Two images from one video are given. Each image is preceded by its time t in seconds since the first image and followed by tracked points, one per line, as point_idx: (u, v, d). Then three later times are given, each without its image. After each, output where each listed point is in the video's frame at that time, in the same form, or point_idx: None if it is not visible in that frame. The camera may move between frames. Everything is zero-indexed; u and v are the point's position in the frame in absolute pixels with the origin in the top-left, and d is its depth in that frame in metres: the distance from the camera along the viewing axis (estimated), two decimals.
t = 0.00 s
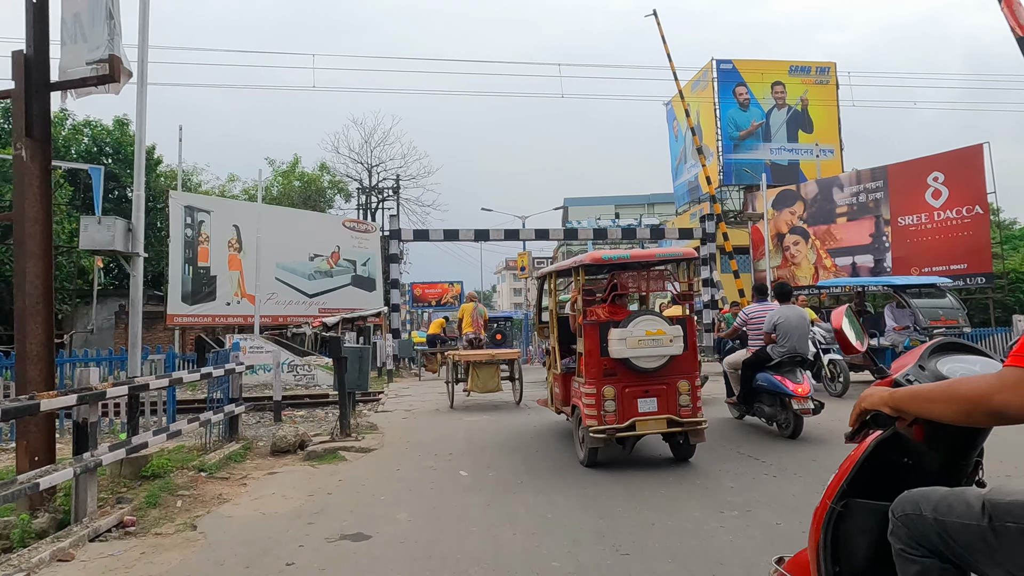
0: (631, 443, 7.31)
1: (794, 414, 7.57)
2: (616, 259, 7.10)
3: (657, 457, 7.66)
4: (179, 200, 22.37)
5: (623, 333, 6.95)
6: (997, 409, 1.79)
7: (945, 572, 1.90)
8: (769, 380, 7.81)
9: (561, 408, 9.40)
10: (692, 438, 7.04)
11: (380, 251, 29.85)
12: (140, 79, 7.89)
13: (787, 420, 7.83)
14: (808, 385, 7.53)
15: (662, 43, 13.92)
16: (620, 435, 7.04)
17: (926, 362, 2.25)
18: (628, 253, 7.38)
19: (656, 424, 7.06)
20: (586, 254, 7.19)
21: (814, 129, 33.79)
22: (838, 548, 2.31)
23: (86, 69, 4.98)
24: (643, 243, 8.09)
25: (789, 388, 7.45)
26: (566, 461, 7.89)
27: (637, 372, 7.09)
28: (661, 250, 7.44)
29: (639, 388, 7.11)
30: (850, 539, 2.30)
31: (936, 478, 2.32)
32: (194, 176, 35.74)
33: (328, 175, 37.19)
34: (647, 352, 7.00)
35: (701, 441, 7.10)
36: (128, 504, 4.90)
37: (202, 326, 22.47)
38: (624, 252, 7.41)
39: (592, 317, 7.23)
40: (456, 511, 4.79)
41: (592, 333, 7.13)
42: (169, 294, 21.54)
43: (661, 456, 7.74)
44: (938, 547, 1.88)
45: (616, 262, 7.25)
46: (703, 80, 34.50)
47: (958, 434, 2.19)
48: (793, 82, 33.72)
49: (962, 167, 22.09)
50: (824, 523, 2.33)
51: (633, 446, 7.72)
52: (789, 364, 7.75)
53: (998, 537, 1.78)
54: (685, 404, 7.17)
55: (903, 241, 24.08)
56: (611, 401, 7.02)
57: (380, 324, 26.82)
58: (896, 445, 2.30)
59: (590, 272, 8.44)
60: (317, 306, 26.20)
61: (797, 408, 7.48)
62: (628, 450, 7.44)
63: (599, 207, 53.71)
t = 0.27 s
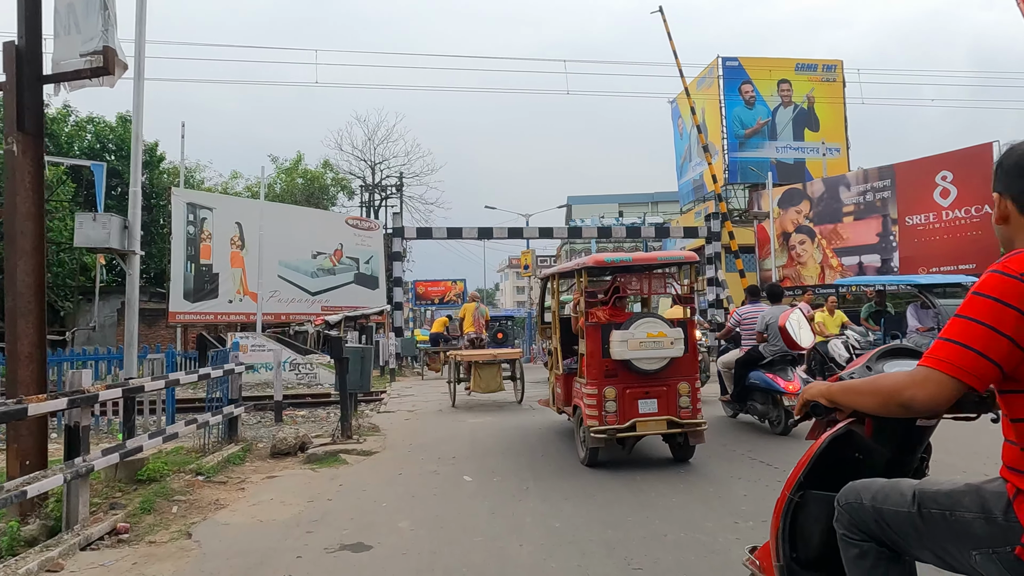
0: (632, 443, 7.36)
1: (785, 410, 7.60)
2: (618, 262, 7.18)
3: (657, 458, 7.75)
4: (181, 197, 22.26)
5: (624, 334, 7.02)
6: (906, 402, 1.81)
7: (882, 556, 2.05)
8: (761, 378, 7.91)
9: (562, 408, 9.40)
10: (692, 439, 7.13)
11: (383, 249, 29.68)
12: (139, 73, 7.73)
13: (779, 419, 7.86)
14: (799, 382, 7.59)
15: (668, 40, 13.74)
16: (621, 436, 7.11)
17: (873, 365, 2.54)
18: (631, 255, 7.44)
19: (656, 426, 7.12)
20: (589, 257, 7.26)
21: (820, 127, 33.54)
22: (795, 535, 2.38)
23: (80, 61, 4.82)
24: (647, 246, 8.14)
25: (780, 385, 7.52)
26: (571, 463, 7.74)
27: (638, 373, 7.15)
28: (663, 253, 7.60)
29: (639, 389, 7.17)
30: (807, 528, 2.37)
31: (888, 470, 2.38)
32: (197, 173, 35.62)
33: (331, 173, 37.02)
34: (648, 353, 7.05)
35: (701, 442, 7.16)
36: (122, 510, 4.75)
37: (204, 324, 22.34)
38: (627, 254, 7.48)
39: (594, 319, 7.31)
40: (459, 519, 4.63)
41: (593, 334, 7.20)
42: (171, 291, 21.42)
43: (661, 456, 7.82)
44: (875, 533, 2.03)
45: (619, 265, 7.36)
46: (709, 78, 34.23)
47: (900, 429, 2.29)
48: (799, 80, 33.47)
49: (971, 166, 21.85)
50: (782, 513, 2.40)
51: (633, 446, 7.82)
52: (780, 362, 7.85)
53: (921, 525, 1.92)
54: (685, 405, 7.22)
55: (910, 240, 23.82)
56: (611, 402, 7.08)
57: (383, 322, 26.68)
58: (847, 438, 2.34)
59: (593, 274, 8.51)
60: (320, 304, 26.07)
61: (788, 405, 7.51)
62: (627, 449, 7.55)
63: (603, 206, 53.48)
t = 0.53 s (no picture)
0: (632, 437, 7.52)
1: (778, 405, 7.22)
2: (620, 260, 7.40)
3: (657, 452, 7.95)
4: (181, 193, 22.16)
5: (625, 331, 7.27)
6: (847, 377, 2.01)
7: (842, 526, 2.22)
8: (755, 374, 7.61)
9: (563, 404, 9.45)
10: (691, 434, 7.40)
11: (384, 246, 29.49)
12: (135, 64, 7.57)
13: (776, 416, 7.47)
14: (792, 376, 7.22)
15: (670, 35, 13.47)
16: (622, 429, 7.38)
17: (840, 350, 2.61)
18: (632, 253, 7.66)
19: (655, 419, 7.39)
20: (592, 254, 7.48)
21: (824, 124, 33.34)
22: (770, 513, 2.52)
23: (72, 47, 4.66)
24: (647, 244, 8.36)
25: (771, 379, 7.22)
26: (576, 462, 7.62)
27: (638, 369, 7.40)
28: (665, 251, 7.75)
29: (640, 384, 7.44)
30: (782, 505, 2.49)
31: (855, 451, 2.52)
32: (198, 169, 35.46)
33: (332, 169, 36.81)
34: (648, 349, 7.31)
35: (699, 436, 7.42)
36: (114, 510, 4.61)
37: (204, 320, 22.19)
38: (629, 252, 7.70)
39: (596, 315, 7.54)
40: (463, 520, 4.49)
41: (595, 330, 7.44)
42: (171, 287, 21.28)
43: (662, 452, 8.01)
44: (835, 506, 2.20)
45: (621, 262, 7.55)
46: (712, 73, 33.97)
47: (864, 411, 2.44)
48: (802, 76, 33.26)
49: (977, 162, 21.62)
50: (758, 490, 2.54)
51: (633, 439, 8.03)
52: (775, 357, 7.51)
53: (875, 497, 2.07)
54: (684, 400, 7.49)
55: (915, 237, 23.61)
56: (612, 396, 7.33)
57: (384, 319, 26.53)
58: (815, 420, 2.48)
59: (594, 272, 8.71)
60: (321, 301, 25.92)
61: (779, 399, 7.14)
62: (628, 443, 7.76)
63: (605, 203, 53.26)
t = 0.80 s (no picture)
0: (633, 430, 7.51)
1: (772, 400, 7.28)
2: (619, 253, 7.34)
3: (659, 447, 7.91)
4: (181, 188, 21.95)
5: (625, 324, 7.25)
6: (815, 358, 2.16)
7: (821, 504, 2.34)
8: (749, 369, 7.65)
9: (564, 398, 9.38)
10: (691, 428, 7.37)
11: (384, 242, 29.31)
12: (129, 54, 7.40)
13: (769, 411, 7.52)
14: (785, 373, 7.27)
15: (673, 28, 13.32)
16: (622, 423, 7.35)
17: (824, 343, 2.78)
18: (632, 247, 7.59)
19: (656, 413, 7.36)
20: (591, 248, 7.45)
21: (827, 120, 33.14)
22: (758, 494, 2.67)
23: (61, 31, 4.50)
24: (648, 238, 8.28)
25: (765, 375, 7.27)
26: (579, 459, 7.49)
27: (639, 362, 7.38)
28: (665, 246, 7.61)
29: (640, 377, 7.42)
30: (770, 485, 2.64)
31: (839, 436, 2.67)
32: (198, 166, 35.29)
33: (332, 166, 36.61)
34: (648, 342, 7.27)
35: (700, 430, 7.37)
36: (106, 511, 4.45)
37: (203, 317, 22.02)
38: (629, 246, 7.63)
39: (596, 309, 7.53)
40: (466, 520, 4.35)
41: (595, 324, 7.43)
42: (170, 284, 21.12)
43: (665, 446, 7.96)
44: (814, 483, 2.33)
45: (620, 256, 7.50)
46: (714, 69, 33.76)
47: (844, 398, 2.60)
48: (805, 72, 33.06)
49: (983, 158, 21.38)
50: (747, 473, 2.68)
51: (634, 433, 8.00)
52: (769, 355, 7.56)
53: (851, 472, 2.20)
54: (685, 394, 7.45)
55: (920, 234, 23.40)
56: (613, 389, 7.31)
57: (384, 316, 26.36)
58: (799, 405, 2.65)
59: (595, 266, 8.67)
60: (321, 297, 25.76)
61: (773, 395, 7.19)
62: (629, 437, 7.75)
63: (606, 199, 53.08)
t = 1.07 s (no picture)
0: (634, 426, 7.51)
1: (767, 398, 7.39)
2: (619, 251, 7.28)
3: (660, 443, 7.85)
4: (179, 185, 21.81)
5: (625, 321, 7.19)
6: (790, 354, 2.23)
7: (803, 495, 2.38)
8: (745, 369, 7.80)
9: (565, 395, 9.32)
10: (691, 424, 7.37)
11: (384, 240, 29.15)
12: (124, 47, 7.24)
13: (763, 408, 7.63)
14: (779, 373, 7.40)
15: (675, 23, 13.12)
16: (623, 419, 7.31)
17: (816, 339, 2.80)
18: (632, 245, 7.52)
19: (657, 410, 7.33)
20: (591, 246, 7.37)
21: (829, 117, 32.94)
22: (753, 488, 2.65)
23: (53, 22, 4.37)
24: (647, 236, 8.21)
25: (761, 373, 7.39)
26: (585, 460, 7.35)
27: (639, 360, 7.34)
28: (664, 243, 7.54)
29: (641, 374, 7.37)
30: (762, 482, 2.63)
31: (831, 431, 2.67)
32: (197, 163, 35.17)
33: (332, 163, 36.45)
34: (648, 340, 7.22)
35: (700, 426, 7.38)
36: (100, 516, 4.31)
37: (203, 315, 21.89)
38: (628, 244, 7.56)
39: (596, 306, 7.48)
40: (471, 527, 4.20)
41: (596, 321, 7.38)
42: (169, 282, 21.00)
43: (666, 442, 7.91)
44: (798, 475, 2.38)
45: (619, 254, 7.47)
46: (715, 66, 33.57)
47: (831, 394, 2.60)
48: (807, 68, 32.85)
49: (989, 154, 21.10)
50: (741, 469, 2.68)
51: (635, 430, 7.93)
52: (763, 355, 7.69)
53: (831, 463, 2.28)
54: (685, 390, 7.42)
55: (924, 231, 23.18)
56: (614, 387, 7.27)
57: (385, 314, 26.21)
58: (791, 402, 2.66)
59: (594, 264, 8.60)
60: (321, 295, 25.62)
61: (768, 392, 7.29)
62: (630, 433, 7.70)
63: (607, 197, 52.96)
